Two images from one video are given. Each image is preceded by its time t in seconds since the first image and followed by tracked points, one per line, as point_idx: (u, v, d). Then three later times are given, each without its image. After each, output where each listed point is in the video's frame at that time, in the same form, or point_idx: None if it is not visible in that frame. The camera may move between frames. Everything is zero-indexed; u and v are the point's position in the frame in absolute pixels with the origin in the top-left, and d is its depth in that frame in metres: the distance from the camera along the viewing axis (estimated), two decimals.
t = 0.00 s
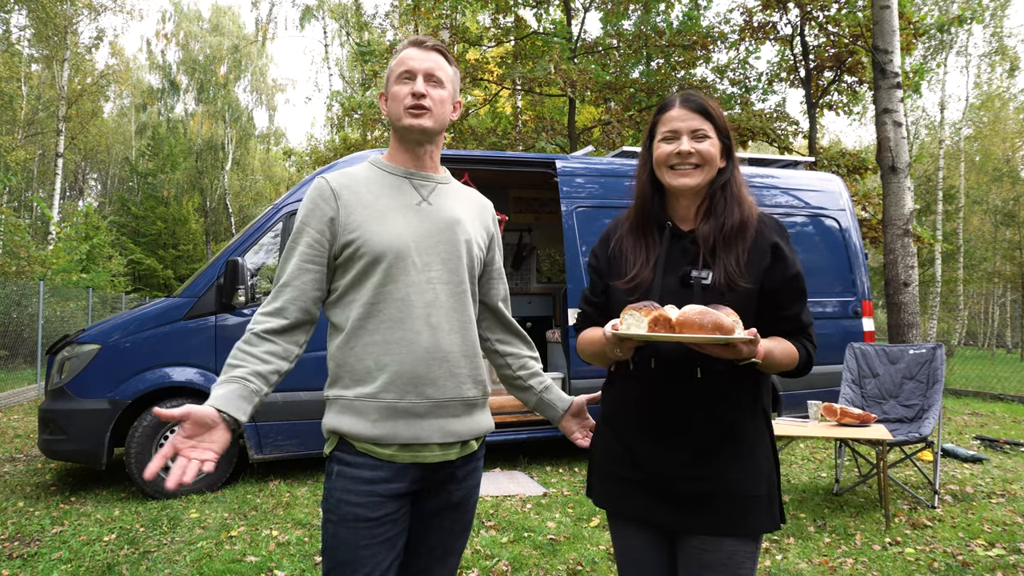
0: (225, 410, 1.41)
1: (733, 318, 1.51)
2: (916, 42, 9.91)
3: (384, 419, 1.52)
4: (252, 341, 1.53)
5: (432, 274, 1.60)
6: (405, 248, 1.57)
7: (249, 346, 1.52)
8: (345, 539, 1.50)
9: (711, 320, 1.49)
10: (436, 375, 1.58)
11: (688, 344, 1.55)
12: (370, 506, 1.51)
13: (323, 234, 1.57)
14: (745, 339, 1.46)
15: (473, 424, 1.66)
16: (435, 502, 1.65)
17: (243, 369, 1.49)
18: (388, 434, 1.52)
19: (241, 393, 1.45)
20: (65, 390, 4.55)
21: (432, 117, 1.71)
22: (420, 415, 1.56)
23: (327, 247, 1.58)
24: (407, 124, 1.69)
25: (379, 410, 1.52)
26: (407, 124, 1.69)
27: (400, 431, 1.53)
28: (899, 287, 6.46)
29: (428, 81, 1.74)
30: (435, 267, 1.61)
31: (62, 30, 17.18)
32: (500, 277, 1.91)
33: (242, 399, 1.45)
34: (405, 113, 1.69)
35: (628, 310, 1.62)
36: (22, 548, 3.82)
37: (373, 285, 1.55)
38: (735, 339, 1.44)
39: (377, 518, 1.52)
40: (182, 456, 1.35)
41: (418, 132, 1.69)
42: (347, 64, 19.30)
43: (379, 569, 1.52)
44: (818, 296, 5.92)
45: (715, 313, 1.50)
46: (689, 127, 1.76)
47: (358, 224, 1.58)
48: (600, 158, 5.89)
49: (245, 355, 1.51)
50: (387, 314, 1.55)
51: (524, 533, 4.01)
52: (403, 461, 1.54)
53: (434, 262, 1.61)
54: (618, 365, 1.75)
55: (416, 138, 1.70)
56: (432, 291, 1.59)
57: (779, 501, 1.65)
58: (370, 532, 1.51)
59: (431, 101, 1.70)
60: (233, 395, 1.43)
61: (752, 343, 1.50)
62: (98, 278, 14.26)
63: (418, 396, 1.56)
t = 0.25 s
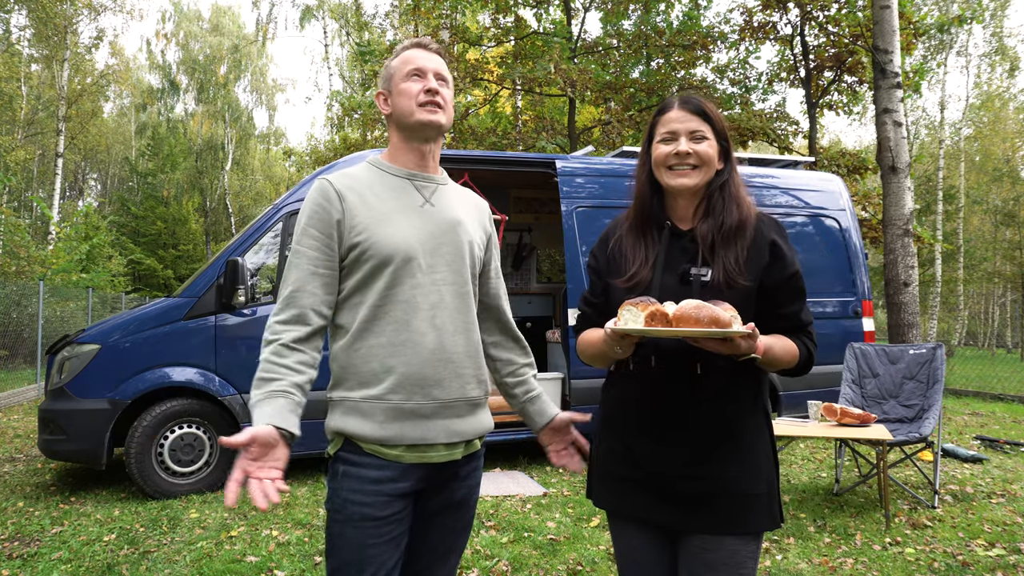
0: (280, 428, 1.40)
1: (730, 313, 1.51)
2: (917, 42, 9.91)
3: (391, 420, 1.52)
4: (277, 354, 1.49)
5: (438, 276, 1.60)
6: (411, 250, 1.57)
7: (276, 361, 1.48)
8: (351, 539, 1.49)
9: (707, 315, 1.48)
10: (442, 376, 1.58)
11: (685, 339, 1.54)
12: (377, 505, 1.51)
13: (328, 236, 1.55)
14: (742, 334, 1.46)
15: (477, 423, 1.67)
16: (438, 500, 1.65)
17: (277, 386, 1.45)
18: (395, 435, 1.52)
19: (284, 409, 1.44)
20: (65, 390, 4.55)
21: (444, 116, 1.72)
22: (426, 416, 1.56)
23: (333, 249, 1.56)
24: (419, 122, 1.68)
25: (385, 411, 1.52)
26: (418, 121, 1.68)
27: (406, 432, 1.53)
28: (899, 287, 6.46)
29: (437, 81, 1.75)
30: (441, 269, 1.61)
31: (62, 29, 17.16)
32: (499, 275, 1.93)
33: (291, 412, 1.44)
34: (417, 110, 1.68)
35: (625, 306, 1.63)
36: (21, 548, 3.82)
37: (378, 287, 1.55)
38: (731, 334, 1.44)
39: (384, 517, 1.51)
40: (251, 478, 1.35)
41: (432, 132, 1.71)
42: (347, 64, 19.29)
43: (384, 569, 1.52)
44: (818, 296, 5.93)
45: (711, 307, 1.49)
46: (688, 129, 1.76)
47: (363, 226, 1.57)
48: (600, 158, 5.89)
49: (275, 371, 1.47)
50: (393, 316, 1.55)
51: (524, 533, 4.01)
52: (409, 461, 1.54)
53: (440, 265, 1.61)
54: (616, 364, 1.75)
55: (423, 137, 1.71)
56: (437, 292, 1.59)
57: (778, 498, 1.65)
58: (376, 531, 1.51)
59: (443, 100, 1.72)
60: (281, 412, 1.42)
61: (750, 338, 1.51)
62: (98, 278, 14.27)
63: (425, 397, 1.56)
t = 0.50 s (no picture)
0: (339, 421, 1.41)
1: (733, 311, 1.52)
2: (916, 42, 9.91)
3: (394, 421, 1.52)
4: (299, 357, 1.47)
5: (440, 279, 1.60)
6: (412, 253, 1.57)
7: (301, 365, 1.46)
8: (353, 538, 1.48)
9: (712, 313, 1.49)
10: (443, 377, 1.59)
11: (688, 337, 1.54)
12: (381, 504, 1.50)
13: (330, 240, 1.53)
14: (747, 332, 1.46)
15: (477, 424, 1.67)
16: (439, 499, 1.64)
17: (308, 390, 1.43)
18: (398, 436, 1.52)
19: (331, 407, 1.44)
20: (65, 390, 4.55)
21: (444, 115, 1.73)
22: (428, 417, 1.56)
23: (335, 252, 1.54)
24: (420, 122, 1.67)
25: (388, 412, 1.52)
26: (420, 120, 1.67)
27: (409, 432, 1.53)
28: (898, 287, 6.46)
29: (435, 81, 1.74)
30: (443, 272, 1.61)
31: (62, 30, 17.14)
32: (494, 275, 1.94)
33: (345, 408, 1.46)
34: (419, 109, 1.68)
35: (630, 304, 1.61)
36: (22, 548, 3.82)
37: (380, 290, 1.54)
38: (736, 331, 1.44)
39: (387, 516, 1.51)
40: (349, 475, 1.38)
41: (433, 131, 1.70)
42: (347, 64, 19.29)
43: (386, 568, 1.51)
44: (818, 296, 5.93)
45: (716, 306, 1.51)
46: (687, 138, 1.75)
47: (365, 229, 1.56)
48: (600, 158, 5.89)
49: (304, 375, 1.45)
50: (397, 319, 1.55)
51: (524, 533, 4.01)
52: (411, 461, 1.54)
53: (441, 268, 1.61)
54: (620, 364, 1.73)
55: (423, 138, 1.70)
56: (438, 294, 1.59)
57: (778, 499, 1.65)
58: (379, 530, 1.50)
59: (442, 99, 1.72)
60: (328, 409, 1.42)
61: (754, 337, 1.50)
62: (97, 278, 14.27)
63: (426, 397, 1.56)
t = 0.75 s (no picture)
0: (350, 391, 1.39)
1: (736, 311, 1.53)
2: (917, 42, 9.91)
3: (386, 421, 1.52)
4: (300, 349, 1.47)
5: (432, 278, 1.60)
6: (404, 252, 1.57)
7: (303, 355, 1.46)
8: (346, 539, 1.50)
9: (715, 312, 1.50)
10: (436, 376, 1.58)
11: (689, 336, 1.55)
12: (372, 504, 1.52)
13: (322, 240, 1.54)
14: (750, 331, 1.47)
15: (471, 424, 1.66)
16: (434, 499, 1.64)
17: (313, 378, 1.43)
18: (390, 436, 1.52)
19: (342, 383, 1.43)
20: (65, 390, 4.54)
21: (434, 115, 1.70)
22: (421, 416, 1.56)
23: (327, 252, 1.54)
24: (410, 123, 1.66)
25: (380, 413, 1.52)
26: (409, 122, 1.66)
27: (401, 431, 1.53)
28: (898, 287, 6.46)
29: (426, 80, 1.71)
30: (435, 270, 1.61)
31: (62, 30, 17.12)
32: (501, 274, 1.92)
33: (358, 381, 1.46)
34: (406, 112, 1.66)
35: (633, 303, 1.61)
36: (22, 548, 3.82)
37: (372, 290, 1.55)
38: (738, 329, 1.45)
39: (379, 516, 1.52)
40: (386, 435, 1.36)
41: (423, 133, 1.69)
42: (347, 64, 19.28)
43: (379, 568, 1.52)
44: (818, 296, 5.92)
45: (718, 305, 1.52)
46: (692, 133, 1.75)
47: (356, 229, 1.56)
48: (600, 158, 5.89)
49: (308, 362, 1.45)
50: (389, 317, 1.54)
51: (524, 533, 4.01)
52: (404, 461, 1.54)
53: (434, 267, 1.60)
54: (621, 365, 1.74)
55: (416, 138, 1.69)
56: (431, 292, 1.59)
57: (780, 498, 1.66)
58: (371, 530, 1.51)
59: (433, 99, 1.69)
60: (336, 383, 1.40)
61: (755, 336, 1.50)
62: (97, 278, 14.26)
63: (418, 397, 1.56)
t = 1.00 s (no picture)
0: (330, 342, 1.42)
1: (736, 308, 1.53)
2: (917, 42, 9.90)
3: (374, 421, 1.52)
4: (279, 330, 1.50)
5: (420, 275, 1.59)
6: (391, 251, 1.56)
7: (283, 335, 1.49)
8: (338, 538, 1.51)
9: (714, 308, 1.50)
10: (425, 375, 1.57)
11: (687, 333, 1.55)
12: (363, 504, 1.52)
13: (312, 240, 1.56)
14: (749, 327, 1.46)
15: (465, 425, 1.63)
16: (429, 499, 1.64)
17: (293, 349, 1.46)
18: (378, 435, 1.51)
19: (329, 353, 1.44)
20: (65, 390, 4.54)
21: (423, 127, 1.69)
22: (409, 416, 1.55)
23: (317, 251, 1.57)
24: (400, 133, 1.66)
25: (368, 412, 1.52)
26: (395, 135, 1.66)
27: (389, 431, 1.52)
28: (899, 287, 6.46)
29: (419, 88, 1.69)
30: (424, 267, 1.60)
31: (62, 29, 17.10)
32: (503, 271, 1.89)
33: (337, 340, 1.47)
34: (396, 122, 1.65)
35: (631, 301, 1.61)
36: (21, 548, 3.82)
37: (360, 288, 1.55)
38: (738, 325, 1.44)
39: (370, 516, 1.52)
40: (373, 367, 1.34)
41: (411, 142, 1.67)
42: (347, 64, 19.27)
43: (371, 568, 1.52)
44: (818, 296, 5.92)
45: (718, 302, 1.52)
46: (694, 133, 1.75)
47: (345, 228, 1.57)
48: (600, 158, 5.89)
49: (287, 339, 1.48)
50: (376, 315, 1.54)
51: (524, 534, 4.01)
52: (394, 461, 1.53)
53: (423, 263, 1.60)
54: (622, 366, 1.74)
55: (406, 146, 1.68)
56: (420, 291, 1.58)
57: (781, 499, 1.66)
58: (363, 530, 1.51)
59: (422, 107, 1.67)
60: (314, 340, 1.44)
61: (754, 333, 1.50)
62: (97, 278, 14.27)
63: (407, 396, 1.55)
